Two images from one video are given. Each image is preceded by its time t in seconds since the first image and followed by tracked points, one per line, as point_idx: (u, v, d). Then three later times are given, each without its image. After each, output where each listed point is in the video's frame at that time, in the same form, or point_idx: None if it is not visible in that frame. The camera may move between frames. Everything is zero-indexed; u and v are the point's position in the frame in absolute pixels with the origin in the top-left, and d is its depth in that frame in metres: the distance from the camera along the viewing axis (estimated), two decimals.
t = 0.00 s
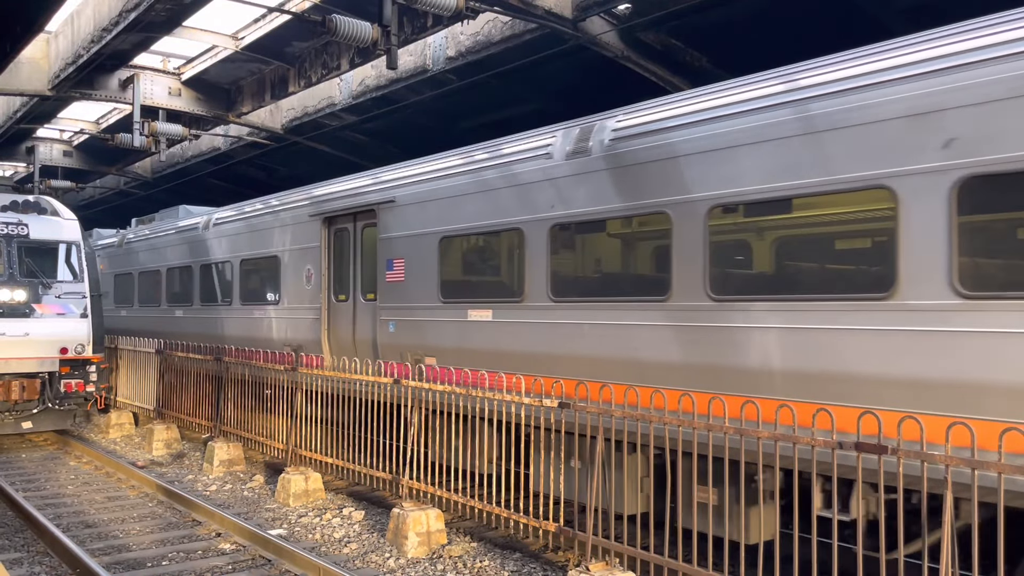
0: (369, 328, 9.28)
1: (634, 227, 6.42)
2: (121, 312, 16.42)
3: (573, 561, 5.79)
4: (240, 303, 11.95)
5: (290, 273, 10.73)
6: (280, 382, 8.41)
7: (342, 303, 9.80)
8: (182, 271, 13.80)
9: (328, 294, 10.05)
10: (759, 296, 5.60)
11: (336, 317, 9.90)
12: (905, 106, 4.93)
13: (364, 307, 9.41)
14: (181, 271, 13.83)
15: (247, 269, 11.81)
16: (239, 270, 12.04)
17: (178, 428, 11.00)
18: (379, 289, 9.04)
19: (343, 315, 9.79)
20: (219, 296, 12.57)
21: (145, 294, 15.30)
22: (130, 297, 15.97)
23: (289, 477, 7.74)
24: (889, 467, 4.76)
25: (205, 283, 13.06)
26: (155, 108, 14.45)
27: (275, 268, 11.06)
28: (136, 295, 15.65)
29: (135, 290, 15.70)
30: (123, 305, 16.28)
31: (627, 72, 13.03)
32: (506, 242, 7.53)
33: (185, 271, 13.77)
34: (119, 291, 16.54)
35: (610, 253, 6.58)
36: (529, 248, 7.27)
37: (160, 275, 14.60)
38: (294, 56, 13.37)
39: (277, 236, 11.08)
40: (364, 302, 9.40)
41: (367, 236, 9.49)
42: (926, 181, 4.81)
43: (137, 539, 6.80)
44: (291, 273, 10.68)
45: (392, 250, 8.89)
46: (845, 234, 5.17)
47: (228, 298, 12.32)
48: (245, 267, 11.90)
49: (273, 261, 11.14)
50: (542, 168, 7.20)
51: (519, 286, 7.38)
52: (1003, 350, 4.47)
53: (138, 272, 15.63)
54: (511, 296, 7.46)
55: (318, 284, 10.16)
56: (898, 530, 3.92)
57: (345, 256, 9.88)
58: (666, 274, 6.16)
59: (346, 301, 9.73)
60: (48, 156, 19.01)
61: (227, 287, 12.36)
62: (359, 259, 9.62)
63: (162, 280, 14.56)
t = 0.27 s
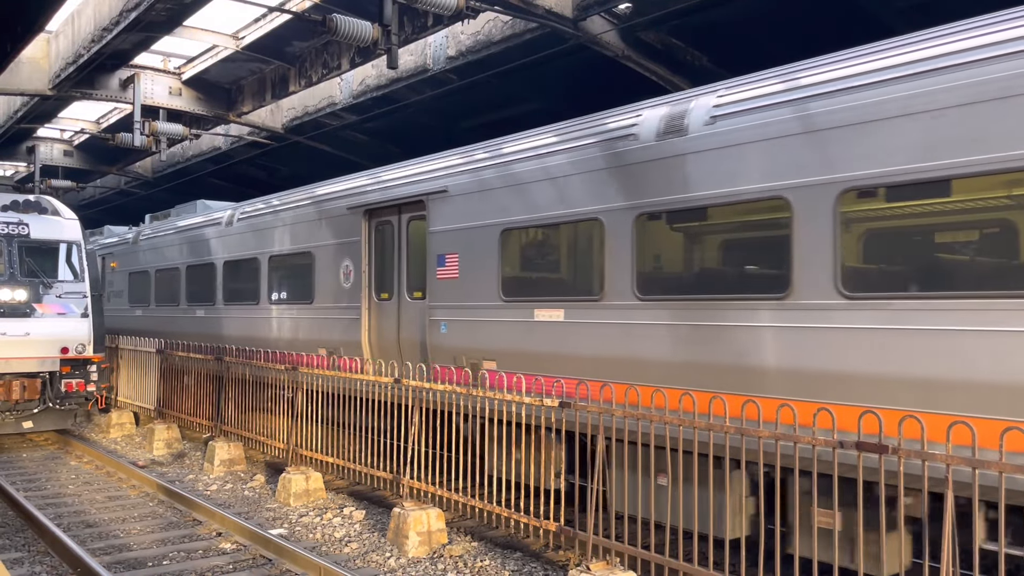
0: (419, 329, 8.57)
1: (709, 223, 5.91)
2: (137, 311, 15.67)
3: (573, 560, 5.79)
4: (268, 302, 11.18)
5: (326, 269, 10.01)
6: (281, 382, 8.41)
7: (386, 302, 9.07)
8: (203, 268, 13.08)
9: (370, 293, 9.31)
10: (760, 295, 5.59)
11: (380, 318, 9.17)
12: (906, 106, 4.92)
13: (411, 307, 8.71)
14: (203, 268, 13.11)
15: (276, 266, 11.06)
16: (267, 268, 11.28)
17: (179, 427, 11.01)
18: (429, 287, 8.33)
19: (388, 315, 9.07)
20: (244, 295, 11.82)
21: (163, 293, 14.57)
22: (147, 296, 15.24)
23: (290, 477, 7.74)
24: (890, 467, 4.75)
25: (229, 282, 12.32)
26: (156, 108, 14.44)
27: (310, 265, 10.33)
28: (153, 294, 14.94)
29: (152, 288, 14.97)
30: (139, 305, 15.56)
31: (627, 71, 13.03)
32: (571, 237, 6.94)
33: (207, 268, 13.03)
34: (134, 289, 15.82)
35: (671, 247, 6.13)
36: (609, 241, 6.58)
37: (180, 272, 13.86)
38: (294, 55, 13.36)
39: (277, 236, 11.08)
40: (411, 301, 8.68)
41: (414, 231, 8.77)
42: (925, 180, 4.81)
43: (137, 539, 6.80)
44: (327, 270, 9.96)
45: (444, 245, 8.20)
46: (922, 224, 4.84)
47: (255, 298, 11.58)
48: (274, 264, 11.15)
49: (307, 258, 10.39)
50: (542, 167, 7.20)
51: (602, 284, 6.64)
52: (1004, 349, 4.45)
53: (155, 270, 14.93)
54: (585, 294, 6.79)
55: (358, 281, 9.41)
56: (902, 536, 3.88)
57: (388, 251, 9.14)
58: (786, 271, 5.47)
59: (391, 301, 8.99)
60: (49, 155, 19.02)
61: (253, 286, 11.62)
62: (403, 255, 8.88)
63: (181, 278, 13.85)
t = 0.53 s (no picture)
0: (474, 330, 7.91)
1: (788, 216, 5.46)
2: (151, 310, 15.02)
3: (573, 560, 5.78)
4: (299, 300, 10.50)
5: (363, 267, 9.33)
6: (281, 382, 8.41)
7: (434, 302, 8.43)
8: (227, 266, 12.41)
9: (416, 292, 8.66)
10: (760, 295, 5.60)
11: (428, 319, 8.50)
12: (905, 106, 4.93)
13: (462, 308, 8.07)
14: (227, 266, 12.43)
15: (308, 264, 10.37)
16: (297, 265, 10.57)
17: (179, 427, 11.01)
18: (485, 286, 7.70)
19: (437, 316, 8.39)
20: (272, 293, 11.13)
21: (181, 292, 13.90)
22: (164, 295, 14.57)
23: (290, 476, 7.74)
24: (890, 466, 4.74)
25: (254, 281, 11.62)
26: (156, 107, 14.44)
27: (346, 262, 9.63)
28: (170, 293, 14.28)
29: (169, 286, 14.31)
30: (155, 305, 14.89)
31: (628, 71, 13.02)
32: (641, 231, 6.40)
33: (230, 265, 12.35)
34: (149, 288, 15.16)
35: (751, 245, 5.65)
36: (701, 235, 5.94)
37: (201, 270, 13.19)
38: (294, 55, 13.36)
39: (277, 235, 11.08)
40: (464, 301, 8.06)
41: (467, 225, 8.11)
42: (926, 180, 4.81)
43: (138, 538, 6.80)
44: (366, 267, 9.29)
45: (503, 240, 7.55)
46: (944, 224, 4.74)
47: (284, 296, 10.87)
48: (305, 260, 10.45)
49: (343, 255, 9.71)
50: (543, 167, 7.20)
51: (681, 282, 6.09)
52: (1005, 348, 4.44)
53: (173, 267, 14.26)
54: (662, 292, 6.22)
55: (404, 278, 8.72)
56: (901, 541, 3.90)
57: (437, 246, 8.47)
58: (786, 271, 5.47)
59: (440, 300, 8.35)
60: (49, 155, 19.03)
61: (282, 284, 10.91)
62: (453, 251, 8.23)
63: (202, 276, 13.18)
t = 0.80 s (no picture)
0: (539, 331, 7.27)
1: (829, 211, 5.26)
2: (168, 311, 14.36)
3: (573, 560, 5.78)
4: (334, 300, 9.82)
5: (406, 264, 8.69)
6: (281, 382, 8.40)
7: (490, 300, 7.81)
8: (252, 263, 11.73)
9: (469, 290, 8.02)
10: (762, 295, 5.59)
11: (483, 319, 7.88)
12: (905, 105, 4.93)
13: (523, 307, 7.45)
14: (253, 263, 11.74)
15: (343, 261, 9.71)
16: (332, 262, 9.89)
17: (179, 426, 11.01)
18: (552, 282, 7.07)
19: (495, 317, 7.75)
20: (304, 293, 10.46)
21: (201, 291, 13.24)
22: (181, 294, 13.90)
23: (290, 476, 7.74)
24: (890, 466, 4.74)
25: (282, 280, 10.92)
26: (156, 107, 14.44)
27: (387, 259, 8.96)
28: (188, 292, 13.63)
29: (187, 286, 13.67)
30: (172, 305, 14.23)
31: (628, 70, 13.02)
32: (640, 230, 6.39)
33: (256, 263, 11.66)
34: (166, 286, 14.50)
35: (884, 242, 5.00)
36: (794, 228, 5.44)
37: (223, 267, 12.53)
38: (295, 55, 13.36)
39: (277, 235, 11.09)
40: (525, 299, 7.44)
41: (527, 218, 7.50)
42: (926, 179, 4.81)
43: (138, 538, 6.80)
44: (410, 264, 8.65)
45: (571, 233, 6.94)
46: None
47: (316, 296, 10.19)
48: (340, 258, 9.78)
49: (383, 251, 9.06)
50: (544, 167, 7.20)
51: (753, 279, 5.68)
52: (1005, 348, 4.44)
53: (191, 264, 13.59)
54: (734, 291, 5.78)
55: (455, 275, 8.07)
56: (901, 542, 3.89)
57: (492, 241, 7.84)
58: (786, 270, 5.49)
59: (497, 298, 7.73)
60: (49, 155, 19.04)
61: (315, 283, 10.23)
62: (511, 246, 7.61)
63: (223, 274, 12.51)
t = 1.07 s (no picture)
0: (615, 333, 6.58)
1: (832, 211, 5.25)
2: (186, 310, 13.68)
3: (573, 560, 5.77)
4: (375, 300, 9.14)
5: (456, 261, 8.03)
6: (281, 382, 8.40)
7: (554, 299, 7.13)
8: (280, 261, 10.99)
9: (530, 288, 7.35)
10: (763, 294, 5.58)
11: (545, 319, 7.22)
12: (905, 104, 4.93)
13: (595, 306, 6.77)
14: (280, 261, 11.01)
15: (383, 258, 9.04)
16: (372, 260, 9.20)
17: (179, 426, 11.01)
18: (629, 277, 6.41)
19: (562, 317, 7.07)
20: (339, 293, 9.76)
21: (223, 289, 12.54)
22: (200, 292, 13.21)
23: (290, 476, 7.74)
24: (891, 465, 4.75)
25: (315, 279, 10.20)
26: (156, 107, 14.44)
27: (431, 255, 8.36)
28: (208, 290, 12.93)
29: (207, 284, 12.97)
30: (190, 304, 13.53)
31: (628, 71, 13.02)
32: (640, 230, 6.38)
33: (285, 261, 10.94)
34: (184, 284, 13.82)
35: None
36: (878, 221, 5.06)
37: (247, 265, 11.80)
38: (295, 54, 13.36)
39: (277, 235, 11.09)
40: (597, 298, 6.76)
41: (596, 209, 6.85)
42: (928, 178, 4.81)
43: (138, 538, 6.80)
44: (461, 261, 7.98)
45: (652, 223, 6.28)
46: None
47: (353, 295, 9.50)
48: (381, 255, 9.08)
49: (430, 247, 8.39)
50: (545, 166, 7.18)
51: (838, 276, 5.24)
52: (1005, 348, 4.45)
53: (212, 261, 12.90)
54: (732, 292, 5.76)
55: (514, 270, 7.41)
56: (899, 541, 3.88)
57: (558, 234, 7.17)
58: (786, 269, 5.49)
59: (563, 297, 7.06)
60: (50, 154, 19.04)
61: (353, 282, 9.53)
62: (578, 239, 6.95)
63: (247, 272, 11.78)
